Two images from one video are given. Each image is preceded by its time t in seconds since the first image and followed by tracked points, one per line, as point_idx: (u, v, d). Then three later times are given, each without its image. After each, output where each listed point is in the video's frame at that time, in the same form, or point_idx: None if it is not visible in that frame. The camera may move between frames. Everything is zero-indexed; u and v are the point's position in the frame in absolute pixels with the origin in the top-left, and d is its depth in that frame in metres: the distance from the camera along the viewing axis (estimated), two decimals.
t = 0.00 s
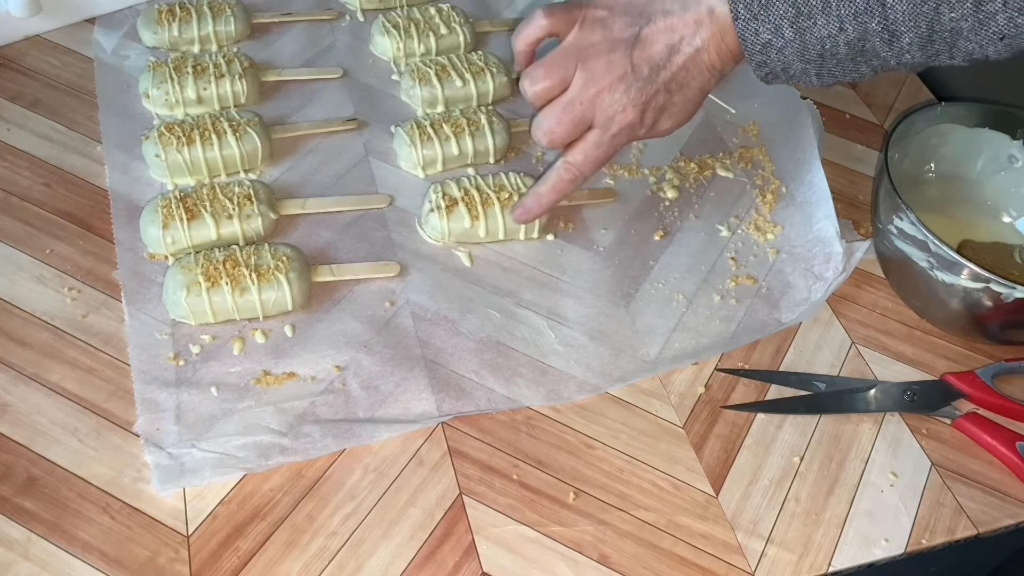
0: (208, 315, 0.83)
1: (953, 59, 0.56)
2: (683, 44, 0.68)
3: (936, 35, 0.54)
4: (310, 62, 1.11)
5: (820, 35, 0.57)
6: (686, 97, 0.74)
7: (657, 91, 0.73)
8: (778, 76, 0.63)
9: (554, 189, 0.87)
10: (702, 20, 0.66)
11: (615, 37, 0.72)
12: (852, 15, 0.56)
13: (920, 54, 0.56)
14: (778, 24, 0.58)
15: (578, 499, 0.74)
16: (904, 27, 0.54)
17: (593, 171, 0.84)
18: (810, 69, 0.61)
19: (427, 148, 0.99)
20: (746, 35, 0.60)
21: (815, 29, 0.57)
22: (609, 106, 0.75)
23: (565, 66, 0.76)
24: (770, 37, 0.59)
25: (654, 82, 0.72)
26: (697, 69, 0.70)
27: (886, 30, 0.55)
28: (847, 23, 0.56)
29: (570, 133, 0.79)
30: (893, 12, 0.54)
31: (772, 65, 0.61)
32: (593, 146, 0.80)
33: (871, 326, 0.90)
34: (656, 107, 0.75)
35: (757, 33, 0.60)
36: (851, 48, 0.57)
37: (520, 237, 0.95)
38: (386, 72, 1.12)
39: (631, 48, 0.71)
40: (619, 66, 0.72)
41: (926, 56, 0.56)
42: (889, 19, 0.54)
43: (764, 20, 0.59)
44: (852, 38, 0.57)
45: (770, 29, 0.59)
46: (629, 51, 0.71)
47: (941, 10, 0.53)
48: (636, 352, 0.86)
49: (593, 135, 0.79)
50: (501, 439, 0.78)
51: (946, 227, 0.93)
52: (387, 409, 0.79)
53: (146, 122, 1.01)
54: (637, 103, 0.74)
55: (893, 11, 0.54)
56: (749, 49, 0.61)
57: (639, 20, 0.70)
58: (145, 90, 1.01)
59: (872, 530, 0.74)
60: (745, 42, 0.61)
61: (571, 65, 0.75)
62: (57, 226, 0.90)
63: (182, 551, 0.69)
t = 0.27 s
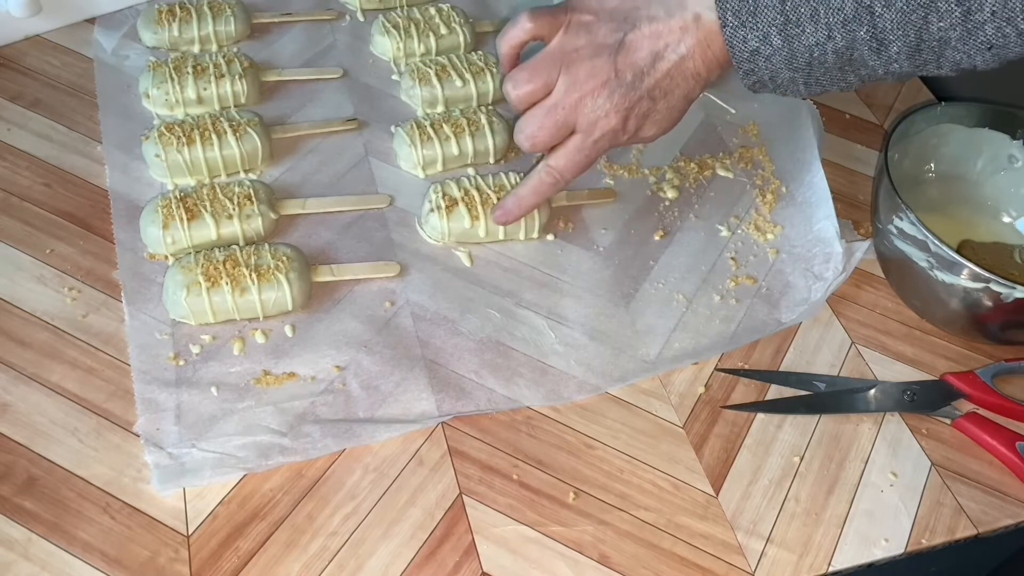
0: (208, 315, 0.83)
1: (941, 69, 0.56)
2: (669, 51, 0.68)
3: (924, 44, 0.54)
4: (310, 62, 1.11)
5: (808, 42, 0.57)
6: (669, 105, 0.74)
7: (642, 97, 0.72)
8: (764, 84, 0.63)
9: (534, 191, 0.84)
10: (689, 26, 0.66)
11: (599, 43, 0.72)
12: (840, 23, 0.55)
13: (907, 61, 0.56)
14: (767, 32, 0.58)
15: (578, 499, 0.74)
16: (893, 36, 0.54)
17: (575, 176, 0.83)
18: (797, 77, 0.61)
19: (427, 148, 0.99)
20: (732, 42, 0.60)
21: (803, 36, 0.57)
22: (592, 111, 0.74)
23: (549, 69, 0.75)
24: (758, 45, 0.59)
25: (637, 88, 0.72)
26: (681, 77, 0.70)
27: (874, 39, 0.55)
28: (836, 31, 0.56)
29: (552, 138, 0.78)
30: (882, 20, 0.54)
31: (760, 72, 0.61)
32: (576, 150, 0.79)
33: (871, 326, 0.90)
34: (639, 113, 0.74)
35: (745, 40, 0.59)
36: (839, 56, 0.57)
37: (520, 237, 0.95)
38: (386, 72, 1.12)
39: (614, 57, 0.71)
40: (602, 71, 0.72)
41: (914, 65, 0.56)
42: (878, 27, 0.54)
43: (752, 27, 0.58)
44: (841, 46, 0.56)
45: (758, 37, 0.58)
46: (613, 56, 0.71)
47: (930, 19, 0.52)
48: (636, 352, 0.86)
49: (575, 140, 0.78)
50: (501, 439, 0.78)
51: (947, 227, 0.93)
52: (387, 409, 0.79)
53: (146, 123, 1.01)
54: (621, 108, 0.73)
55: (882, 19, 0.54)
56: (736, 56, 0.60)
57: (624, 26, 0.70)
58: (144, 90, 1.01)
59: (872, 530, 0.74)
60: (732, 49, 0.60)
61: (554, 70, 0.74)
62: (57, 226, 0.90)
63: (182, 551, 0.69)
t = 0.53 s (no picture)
0: (208, 315, 0.83)
1: (929, 71, 0.56)
2: (654, 50, 0.68)
3: (912, 45, 0.54)
4: (310, 62, 1.11)
5: (796, 42, 0.57)
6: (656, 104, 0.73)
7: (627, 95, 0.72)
8: (752, 84, 0.63)
9: (517, 190, 0.85)
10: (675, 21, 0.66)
11: (584, 40, 0.72)
12: (827, 23, 0.55)
13: (895, 63, 0.56)
14: (754, 31, 0.58)
15: (578, 499, 0.74)
16: (880, 36, 0.54)
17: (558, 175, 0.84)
18: (785, 78, 0.61)
19: (427, 148, 0.99)
20: (720, 41, 0.60)
21: (791, 36, 0.57)
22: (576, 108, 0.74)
23: (533, 66, 0.76)
24: (745, 44, 0.59)
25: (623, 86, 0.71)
26: (666, 76, 0.70)
27: (862, 39, 0.55)
28: (823, 30, 0.56)
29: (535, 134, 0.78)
30: (869, 20, 0.54)
31: (747, 72, 0.61)
32: (559, 148, 0.79)
33: (870, 326, 0.90)
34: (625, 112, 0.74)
35: (732, 39, 0.59)
36: (827, 56, 0.57)
37: (520, 237, 0.95)
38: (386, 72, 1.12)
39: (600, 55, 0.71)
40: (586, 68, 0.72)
41: (901, 67, 0.56)
42: (865, 27, 0.54)
43: (739, 26, 0.59)
44: (828, 46, 0.57)
45: (746, 37, 0.59)
46: (597, 54, 0.71)
47: (917, 20, 0.52)
48: (636, 352, 0.86)
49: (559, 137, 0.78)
50: (501, 439, 0.78)
51: (947, 227, 0.93)
52: (387, 408, 0.79)
53: (146, 123, 1.01)
54: (604, 107, 0.73)
55: (870, 19, 0.54)
56: (723, 56, 0.61)
57: (608, 24, 0.70)
58: (144, 90, 1.01)
59: (872, 530, 0.74)
60: (720, 48, 0.60)
61: (538, 65, 0.76)
62: (57, 226, 0.90)
63: (182, 551, 0.69)
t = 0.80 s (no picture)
0: (208, 315, 0.83)
1: (918, 70, 0.56)
2: (645, 35, 0.67)
3: (902, 42, 0.54)
4: (310, 62, 1.11)
5: (786, 37, 0.58)
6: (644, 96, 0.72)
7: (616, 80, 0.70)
8: (742, 79, 0.63)
9: (501, 175, 0.79)
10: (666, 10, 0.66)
11: (575, 23, 0.73)
12: (818, 16, 0.56)
13: (885, 61, 0.56)
14: (746, 25, 0.59)
15: (578, 499, 0.74)
16: (871, 32, 0.55)
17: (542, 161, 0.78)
18: (775, 74, 0.61)
19: (427, 148, 0.99)
20: (711, 34, 0.60)
21: (782, 30, 0.58)
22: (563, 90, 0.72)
23: (523, 45, 0.75)
24: (736, 36, 0.59)
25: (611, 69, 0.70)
26: (656, 64, 0.69)
27: (853, 35, 0.55)
28: (814, 25, 0.56)
29: (520, 114, 0.76)
30: (860, 16, 0.55)
31: (738, 66, 0.61)
32: (545, 130, 0.75)
33: (870, 326, 0.90)
34: (614, 98, 0.72)
35: (724, 32, 0.59)
36: (817, 51, 0.58)
37: (520, 237, 0.95)
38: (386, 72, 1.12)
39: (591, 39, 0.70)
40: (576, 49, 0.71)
41: (891, 65, 0.56)
42: (856, 23, 0.55)
43: (731, 19, 0.59)
44: (819, 41, 0.57)
45: (737, 29, 0.59)
46: (588, 37, 0.71)
47: (908, 16, 0.53)
48: (636, 352, 0.86)
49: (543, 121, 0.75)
50: (501, 439, 0.78)
51: (947, 227, 0.93)
52: (387, 409, 0.79)
53: (146, 122, 1.01)
54: (592, 89, 0.71)
55: (861, 15, 0.54)
56: (714, 48, 0.61)
57: (601, 10, 0.71)
58: (144, 90, 1.01)
59: (872, 530, 0.74)
60: (711, 41, 0.60)
61: (529, 45, 0.75)
62: (57, 226, 0.90)
63: (182, 551, 0.69)
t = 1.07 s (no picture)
0: (208, 315, 0.83)
1: (910, 76, 0.56)
2: (635, 47, 0.66)
3: (893, 48, 0.54)
4: (310, 62, 1.11)
5: (777, 45, 0.57)
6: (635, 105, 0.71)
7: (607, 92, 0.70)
8: (734, 87, 0.62)
9: (496, 189, 0.81)
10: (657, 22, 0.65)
11: (565, 35, 0.71)
12: (809, 25, 0.55)
13: (877, 68, 0.56)
14: (736, 34, 0.58)
15: (578, 499, 0.74)
16: (862, 40, 0.54)
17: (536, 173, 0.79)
18: (766, 81, 0.61)
19: (427, 148, 0.99)
20: (702, 43, 0.60)
21: (773, 39, 0.57)
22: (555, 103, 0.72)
23: (513, 59, 0.73)
24: (727, 46, 0.59)
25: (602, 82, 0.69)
26: (647, 75, 0.68)
27: (844, 43, 0.55)
28: (805, 33, 0.56)
29: (513, 128, 0.75)
30: (851, 24, 0.54)
31: (729, 75, 0.61)
32: (538, 144, 0.75)
33: (870, 326, 0.90)
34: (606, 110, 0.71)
35: (714, 42, 0.59)
36: (809, 60, 0.57)
37: (520, 237, 0.95)
38: (386, 72, 1.12)
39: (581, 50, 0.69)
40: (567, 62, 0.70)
41: (883, 71, 0.56)
42: (847, 31, 0.54)
43: (722, 28, 0.58)
44: (810, 50, 0.57)
45: (728, 39, 0.58)
46: (579, 49, 0.69)
47: (899, 24, 0.53)
48: (636, 352, 0.86)
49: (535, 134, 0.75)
50: (501, 439, 0.78)
51: (947, 227, 0.93)
52: (387, 409, 0.79)
53: (146, 122, 1.01)
54: (583, 102, 0.70)
55: (851, 23, 0.54)
56: (706, 57, 0.60)
57: (592, 21, 0.69)
58: (144, 90, 1.01)
59: (872, 530, 0.74)
60: (702, 50, 0.60)
61: (519, 59, 0.73)
62: (57, 226, 0.90)
63: (182, 551, 0.69)
